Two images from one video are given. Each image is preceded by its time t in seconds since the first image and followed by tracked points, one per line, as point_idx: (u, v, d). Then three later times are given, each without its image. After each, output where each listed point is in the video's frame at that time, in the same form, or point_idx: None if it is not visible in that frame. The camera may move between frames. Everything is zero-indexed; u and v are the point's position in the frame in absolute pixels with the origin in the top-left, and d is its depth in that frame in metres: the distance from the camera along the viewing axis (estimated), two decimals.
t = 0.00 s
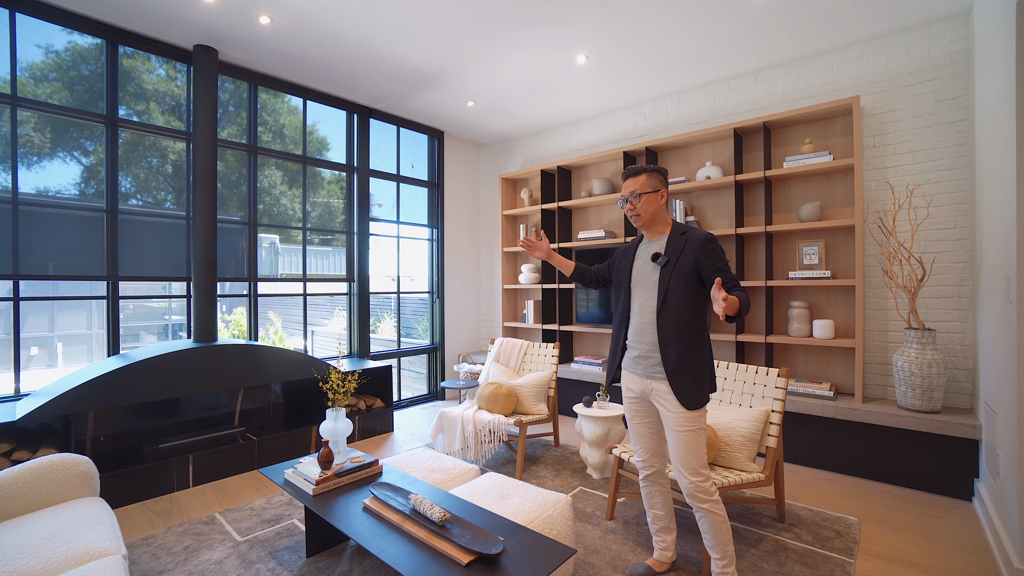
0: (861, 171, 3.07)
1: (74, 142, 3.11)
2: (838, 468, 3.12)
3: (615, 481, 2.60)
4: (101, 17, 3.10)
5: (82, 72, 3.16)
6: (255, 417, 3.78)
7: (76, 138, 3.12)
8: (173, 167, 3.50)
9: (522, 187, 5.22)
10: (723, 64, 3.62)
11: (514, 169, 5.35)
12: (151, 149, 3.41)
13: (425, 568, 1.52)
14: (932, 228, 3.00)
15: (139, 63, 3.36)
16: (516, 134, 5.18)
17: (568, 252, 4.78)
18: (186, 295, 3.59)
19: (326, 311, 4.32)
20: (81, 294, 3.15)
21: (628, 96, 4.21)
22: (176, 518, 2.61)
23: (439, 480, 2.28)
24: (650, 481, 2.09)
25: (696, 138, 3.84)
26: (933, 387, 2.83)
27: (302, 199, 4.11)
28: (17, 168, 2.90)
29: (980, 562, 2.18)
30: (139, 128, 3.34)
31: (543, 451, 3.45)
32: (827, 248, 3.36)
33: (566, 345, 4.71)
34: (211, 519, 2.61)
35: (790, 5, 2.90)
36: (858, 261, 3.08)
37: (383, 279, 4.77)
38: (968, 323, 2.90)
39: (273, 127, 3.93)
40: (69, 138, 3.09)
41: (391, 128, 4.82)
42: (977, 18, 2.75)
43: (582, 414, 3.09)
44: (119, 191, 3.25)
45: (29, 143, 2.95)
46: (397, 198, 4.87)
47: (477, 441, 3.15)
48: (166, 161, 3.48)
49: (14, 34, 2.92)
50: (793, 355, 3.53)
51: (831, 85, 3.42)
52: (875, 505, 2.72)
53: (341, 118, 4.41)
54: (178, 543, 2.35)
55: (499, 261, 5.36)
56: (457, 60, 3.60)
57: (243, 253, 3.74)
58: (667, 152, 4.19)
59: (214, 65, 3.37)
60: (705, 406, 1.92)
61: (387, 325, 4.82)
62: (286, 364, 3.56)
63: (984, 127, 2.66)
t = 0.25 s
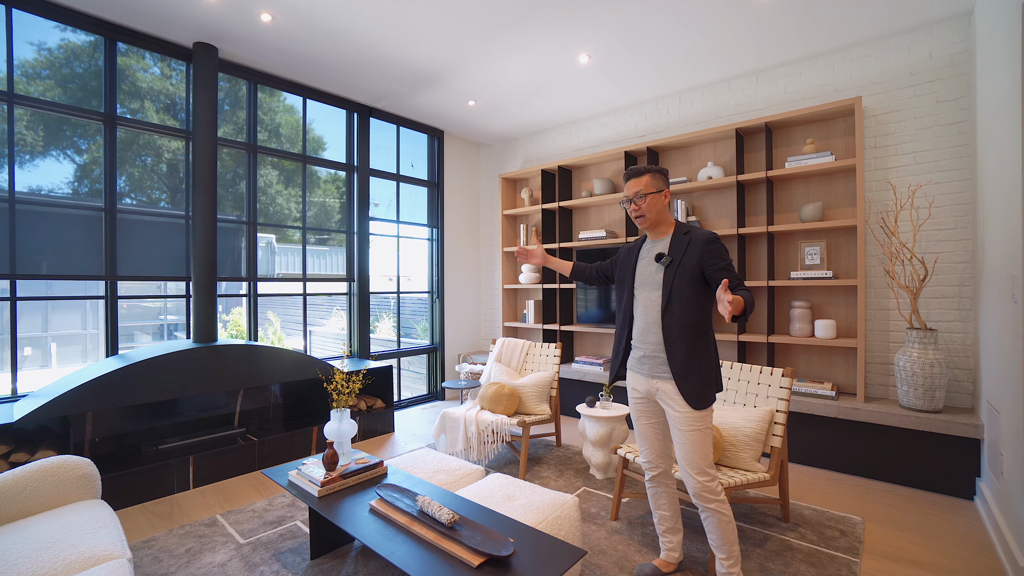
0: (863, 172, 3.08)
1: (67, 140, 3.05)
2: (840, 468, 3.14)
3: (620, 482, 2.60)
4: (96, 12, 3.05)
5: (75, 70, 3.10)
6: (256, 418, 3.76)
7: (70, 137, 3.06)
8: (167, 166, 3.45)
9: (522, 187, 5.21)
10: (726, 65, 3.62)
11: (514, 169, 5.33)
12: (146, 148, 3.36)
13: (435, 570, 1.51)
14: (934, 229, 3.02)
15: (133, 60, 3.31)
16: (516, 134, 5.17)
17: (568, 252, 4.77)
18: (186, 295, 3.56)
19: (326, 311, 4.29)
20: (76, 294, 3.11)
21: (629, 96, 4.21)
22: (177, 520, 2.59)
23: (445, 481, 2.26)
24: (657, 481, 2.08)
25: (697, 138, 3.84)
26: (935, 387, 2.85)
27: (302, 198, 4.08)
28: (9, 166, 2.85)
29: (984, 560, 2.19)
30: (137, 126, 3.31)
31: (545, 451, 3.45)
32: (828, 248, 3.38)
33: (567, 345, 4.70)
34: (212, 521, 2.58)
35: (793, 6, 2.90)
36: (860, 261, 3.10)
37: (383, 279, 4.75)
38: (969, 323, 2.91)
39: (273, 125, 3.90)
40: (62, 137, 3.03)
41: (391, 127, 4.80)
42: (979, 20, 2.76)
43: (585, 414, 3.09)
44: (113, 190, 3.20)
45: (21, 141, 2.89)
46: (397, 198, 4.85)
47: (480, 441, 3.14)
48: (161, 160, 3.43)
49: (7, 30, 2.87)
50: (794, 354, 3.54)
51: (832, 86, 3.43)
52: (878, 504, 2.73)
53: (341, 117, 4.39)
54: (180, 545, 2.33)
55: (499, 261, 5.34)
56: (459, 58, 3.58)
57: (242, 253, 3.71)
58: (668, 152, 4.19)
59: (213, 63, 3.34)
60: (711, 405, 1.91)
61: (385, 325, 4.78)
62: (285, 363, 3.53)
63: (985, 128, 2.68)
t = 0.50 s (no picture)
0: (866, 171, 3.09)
1: (61, 139, 3.01)
2: (843, 467, 3.14)
3: (626, 481, 2.59)
4: (94, 9, 3.02)
5: (69, 68, 3.06)
6: (256, 418, 3.74)
7: (64, 136, 3.02)
8: (163, 165, 3.41)
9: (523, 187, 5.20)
10: (728, 64, 3.62)
11: (514, 168, 5.32)
12: (141, 147, 3.31)
13: (447, 571, 1.49)
14: (937, 228, 3.03)
15: (128, 59, 3.27)
16: (517, 133, 5.16)
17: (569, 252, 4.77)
18: (185, 295, 3.53)
19: (326, 311, 4.27)
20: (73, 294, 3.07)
21: (631, 96, 4.21)
22: (179, 522, 2.56)
23: (452, 481, 2.25)
24: (665, 481, 2.07)
25: (699, 138, 3.84)
26: (937, 386, 2.86)
27: (302, 197, 4.06)
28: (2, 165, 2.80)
29: (989, 558, 2.20)
30: (135, 124, 3.28)
31: (548, 451, 3.44)
32: (831, 248, 3.39)
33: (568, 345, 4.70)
34: (215, 522, 2.56)
35: (797, 5, 2.90)
36: (863, 261, 3.10)
37: (383, 279, 4.73)
38: (971, 322, 2.93)
39: (273, 123, 3.87)
40: (56, 136, 2.99)
41: (391, 126, 4.77)
42: (982, 20, 2.77)
43: (589, 414, 3.08)
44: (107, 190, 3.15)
45: (14, 139, 2.85)
46: (397, 197, 4.83)
47: (483, 442, 3.13)
48: (156, 159, 3.38)
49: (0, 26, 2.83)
50: (796, 354, 3.55)
51: (835, 86, 3.44)
52: (882, 503, 2.73)
53: (342, 115, 4.37)
54: (183, 547, 2.30)
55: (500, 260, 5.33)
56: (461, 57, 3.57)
57: (241, 253, 3.68)
58: (670, 152, 4.19)
59: (214, 61, 3.31)
60: (719, 405, 1.90)
61: (384, 325, 4.75)
62: (285, 363, 3.51)
63: (988, 128, 2.69)
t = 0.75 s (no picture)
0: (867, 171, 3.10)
1: (56, 138, 2.97)
2: (844, 465, 3.16)
3: (630, 480, 2.59)
4: (94, 6, 3.00)
5: (63, 66, 3.01)
6: (257, 419, 3.72)
7: (58, 134, 2.98)
8: (159, 164, 3.37)
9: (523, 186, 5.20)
10: (729, 64, 3.63)
11: (514, 168, 5.32)
12: (136, 146, 3.27)
13: (456, 571, 1.49)
14: (938, 228, 3.05)
15: (124, 57, 3.23)
16: (517, 133, 5.16)
17: (570, 251, 4.77)
18: (184, 295, 3.51)
19: (328, 311, 4.26)
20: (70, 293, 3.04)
21: (632, 95, 4.21)
22: (181, 523, 2.54)
23: (457, 481, 2.24)
24: (670, 480, 2.07)
25: (700, 138, 3.85)
26: (938, 384, 2.87)
27: (303, 196, 4.04)
28: None
29: (992, 556, 2.22)
30: (135, 122, 3.26)
31: (550, 450, 3.44)
32: (832, 248, 3.40)
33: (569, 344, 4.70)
34: (217, 523, 2.54)
35: (799, 6, 2.91)
36: (864, 261, 3.12)
37: (384, 279, 4.72)
38: (972, 322, 2.94)
39: (270, 123, 3.82)
40: (50, 134, 2.95)
41: (392, 125, 4.76)
42: (982, 21, 2.79)
43: (591, 414, 3.08)
44: (101, 189, 3.11)
45: (8, 138, 2.81)
46: (398, 197, 4.82)
47: (486, 442, 3.12)
48: (152, 158, 3.34)
49: None
50: (798, 353, 3.56)
51: (836, 86, 3.45)
52: (884, 501, 2.75)
53: (343, 114, 4.36)
54: (186, 549, 2.29)
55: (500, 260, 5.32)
56: (463, 56, 3.56)
57: (241, 252, 3.65)
58: (671, 151, 4.19)
59: (215, 60, 3.29)
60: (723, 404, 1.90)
61: (384, 324, 4.74)
62: (285, 362, 3.48)
63: (988, 128, 2.71)
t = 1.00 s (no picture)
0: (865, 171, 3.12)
1: (50, 137, 2.94)
2: (842, 464, 3.17)
3: (630, 480, 2.59)
4: (92, 4, 2.99)
5: (57, 65, 2.98)
6: (256, 419, 3.71)
7: (52, 133, 2.95)
8: (154, 163, 3.34)
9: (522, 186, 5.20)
10: (728, 65, 3.65)
11: (513, 168, 5.32)
12: (131, 145, 3.25)
13: (460, 570, 1.49)
14: (935, 228, 3.07)
15: (118, 56, 3.21)
16: (516, 132, 5.16)
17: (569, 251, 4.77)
18: (182, 295, 3.49)
19: (327, 311, 4.26)
20: (66, 294, 3.02)
21: (631, 96, 4.22)
22: (181, 524, 2.53)
23: (458, 481, 2.25)
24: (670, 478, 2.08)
25: (699, 138, 3.86)
26: (935, 383, 2.89)
27: (303, 196, 4.04)
28: None
29: (989, 553, 2.24)
30: (134, 121, 3.25)
31: (550, 450, 3.44)
32: (830, 247, 3.42)
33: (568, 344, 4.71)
34: (218, 524, 2.53)
35: (798, 7, 2.93)
36: (862, 260, 3.14)
37: (383, 279, 4.72)
38: (968, 321, 2.97)
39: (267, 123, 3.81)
40: (44, 133, 2.92)
41: (390, 125, 4.75)
42: (979, 23, 2.82)
43: (592, 413, 3.09)
44: (96, 188, 3.09)
45: None
46: (397, 197, 4.82)
47: (486, 441, 3.12)
48: (147, 158, 3.32)
49: None
50: (796, 353, 3.58)
51: (834, 87, 3.48)
52: (882, 499, 2.77)
53: (342, 114, 4.35)
54: (186, 550, 2.28)
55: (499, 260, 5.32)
56: (463, 56, 3.56)
57: (239, 252, 3.64)
58: (670, 151, 4.21)
59: (214, 59, 3.28)
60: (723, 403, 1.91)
61: (383, 324, 4.74)
62: (285, 362, 3.47)
63: (985, 128, 2.73)
